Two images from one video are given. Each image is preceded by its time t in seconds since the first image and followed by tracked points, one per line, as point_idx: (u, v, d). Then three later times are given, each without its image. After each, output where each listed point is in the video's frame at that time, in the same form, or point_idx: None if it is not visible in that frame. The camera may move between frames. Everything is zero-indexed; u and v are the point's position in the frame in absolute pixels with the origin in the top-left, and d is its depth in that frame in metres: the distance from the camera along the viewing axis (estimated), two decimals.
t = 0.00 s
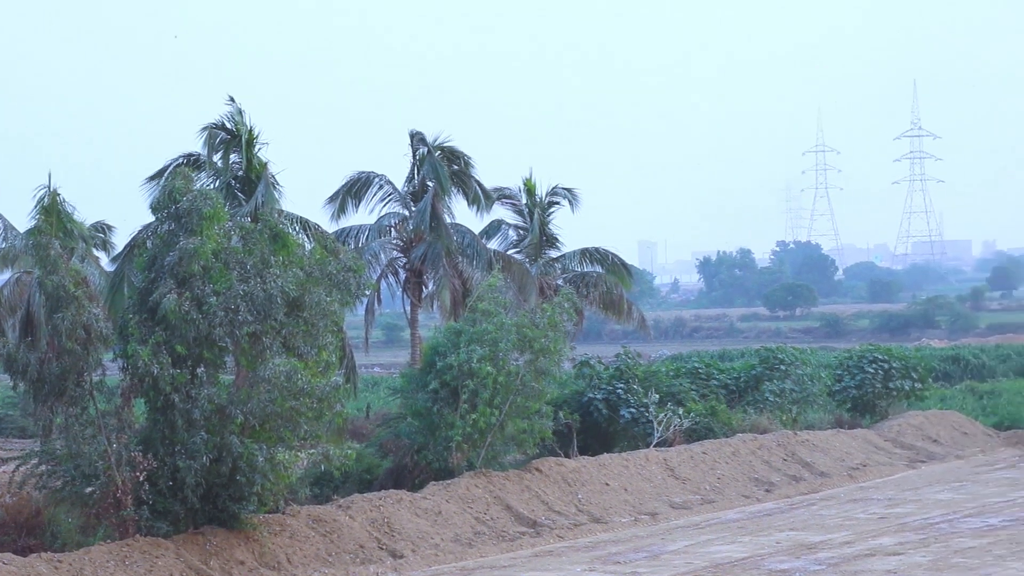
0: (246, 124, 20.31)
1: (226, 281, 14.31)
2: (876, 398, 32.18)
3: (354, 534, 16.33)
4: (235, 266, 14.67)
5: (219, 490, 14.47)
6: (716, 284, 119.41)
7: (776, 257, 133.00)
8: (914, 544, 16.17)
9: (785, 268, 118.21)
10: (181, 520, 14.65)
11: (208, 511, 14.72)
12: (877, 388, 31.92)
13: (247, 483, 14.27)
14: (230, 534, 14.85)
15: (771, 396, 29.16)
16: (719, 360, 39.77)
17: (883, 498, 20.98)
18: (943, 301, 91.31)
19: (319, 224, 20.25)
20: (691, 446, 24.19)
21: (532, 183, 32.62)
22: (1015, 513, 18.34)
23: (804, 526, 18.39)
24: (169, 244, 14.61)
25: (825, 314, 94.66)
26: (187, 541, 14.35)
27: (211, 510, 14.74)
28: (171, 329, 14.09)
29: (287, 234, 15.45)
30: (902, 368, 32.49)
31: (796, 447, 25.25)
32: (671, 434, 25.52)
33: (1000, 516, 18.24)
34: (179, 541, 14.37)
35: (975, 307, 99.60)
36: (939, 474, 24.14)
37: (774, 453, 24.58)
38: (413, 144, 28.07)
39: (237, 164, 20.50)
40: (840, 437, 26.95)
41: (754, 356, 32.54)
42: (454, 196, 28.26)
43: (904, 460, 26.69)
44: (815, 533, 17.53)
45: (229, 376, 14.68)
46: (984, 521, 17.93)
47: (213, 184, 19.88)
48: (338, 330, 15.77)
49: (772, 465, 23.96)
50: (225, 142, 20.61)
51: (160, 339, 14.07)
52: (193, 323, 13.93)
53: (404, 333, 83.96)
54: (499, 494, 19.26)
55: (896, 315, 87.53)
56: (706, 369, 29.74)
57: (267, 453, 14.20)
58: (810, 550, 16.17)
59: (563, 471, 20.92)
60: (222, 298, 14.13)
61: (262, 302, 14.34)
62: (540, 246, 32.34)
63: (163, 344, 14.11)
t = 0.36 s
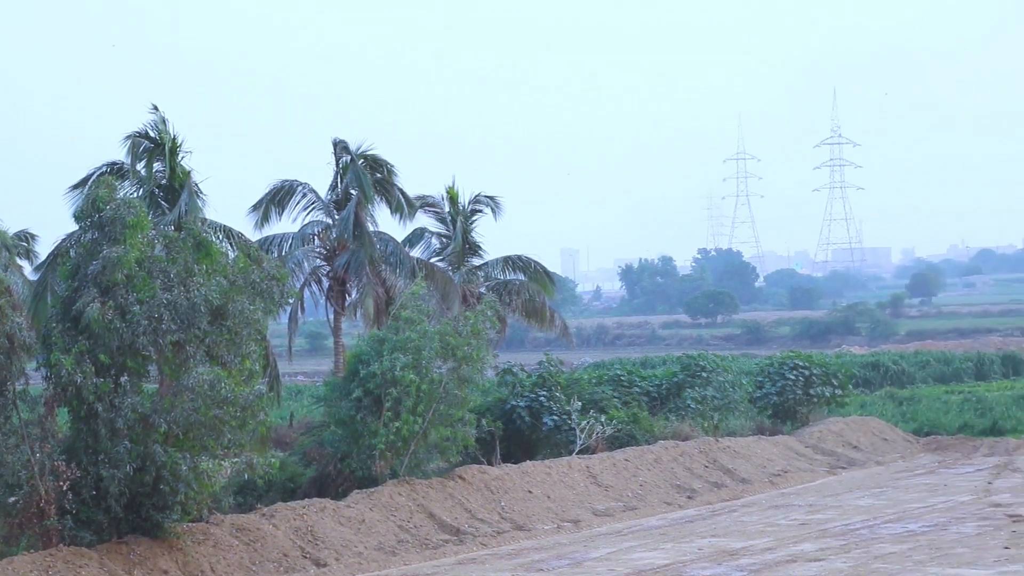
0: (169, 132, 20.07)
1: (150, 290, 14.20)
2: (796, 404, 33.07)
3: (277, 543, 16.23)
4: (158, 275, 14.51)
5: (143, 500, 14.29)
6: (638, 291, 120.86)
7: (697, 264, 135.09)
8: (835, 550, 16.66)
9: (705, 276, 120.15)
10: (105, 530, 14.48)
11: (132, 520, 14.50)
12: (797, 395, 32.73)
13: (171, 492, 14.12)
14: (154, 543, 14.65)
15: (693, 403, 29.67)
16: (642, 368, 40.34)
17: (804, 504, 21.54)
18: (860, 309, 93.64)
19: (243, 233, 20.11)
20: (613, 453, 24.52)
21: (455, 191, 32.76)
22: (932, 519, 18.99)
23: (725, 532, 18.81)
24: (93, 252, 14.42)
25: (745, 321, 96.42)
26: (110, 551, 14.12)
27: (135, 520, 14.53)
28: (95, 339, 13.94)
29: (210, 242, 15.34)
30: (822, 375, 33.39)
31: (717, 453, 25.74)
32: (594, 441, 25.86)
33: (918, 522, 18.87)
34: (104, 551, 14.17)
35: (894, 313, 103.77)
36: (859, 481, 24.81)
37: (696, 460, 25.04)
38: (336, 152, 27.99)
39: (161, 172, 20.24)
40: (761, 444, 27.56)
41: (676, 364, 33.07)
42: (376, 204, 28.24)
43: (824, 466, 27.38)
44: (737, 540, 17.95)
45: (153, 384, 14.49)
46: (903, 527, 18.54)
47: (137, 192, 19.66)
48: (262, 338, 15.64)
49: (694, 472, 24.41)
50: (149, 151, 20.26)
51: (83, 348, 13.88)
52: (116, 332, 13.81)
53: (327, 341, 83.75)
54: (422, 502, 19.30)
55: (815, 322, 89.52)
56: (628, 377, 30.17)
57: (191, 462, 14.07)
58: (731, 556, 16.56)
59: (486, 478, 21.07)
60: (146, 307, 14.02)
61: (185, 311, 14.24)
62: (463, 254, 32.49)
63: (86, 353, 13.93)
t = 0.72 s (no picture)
0: (89, 139, 19.75)
1: (70, 298, 13.99)
2: (719, 411, 33.64)
3: (199, 551, 16.11)
4: (78, 283, 14.33)
5: (63, 508, 14.18)
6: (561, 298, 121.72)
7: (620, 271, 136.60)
8: (758, 555, 17.10)
9: (628, 283, 121.48)
10: (24, 538, 14.23)
11: (52, 529, 14.40)
12: (720, 401, 33.37)
13: (92, 501, 14.04)
14: (74, 552, 14.56)
15: (615, 409, 30.13)
16: (566, 375, 40.70)
17: (727, 510, 22.03)
18: (783, 315, 95.30)
19: (164, 241, 19.90)
20: (537, 459, 24.76)
21: (377, 199, 32.77)
22: (855, 525, 19.59)
23: (648, 538, 19.17)
24: (11, 260, 14.08)
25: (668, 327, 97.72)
26: (30, 560, 13.95)
27: (54, 528, 14.44)
28: (14, 347, 13.50)
29: (130, 250, 15.17)
30: (744, 381, 34.07)
31: (640, 459, 26.17)
32: (516, 448, 26.17)
33: (840, 527, 19.45)
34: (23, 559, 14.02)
35: (818, 319, 106.43)
36: (780, 487, 25.43)
37: (619, 466, 25.43)
38: (257, 159, 27.82)
39: (81, 180, 19.92)
40: (684, 450, 28.06)
41: (598, 371, 33.41)
42: (298, 212, 28.13)
43: (747, 472, 28.02)
44: (661, 546, 18.31)
45: (73, 392, 14.36)
46: (825, 532, 19.09)
47: (56, 200, 19.37)
48: (183, 346, 15.54)
49: (617, 478, 24.81)
50: (68, 159, 19.88)
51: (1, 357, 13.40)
52: (36, 341, 13.51)
53: (249, 349, 82.69)
54: (345, 509, 19.27)
55: (736, 329, 91.10)
56: (551, 384, 30.51)
57: (112, 469, 14.06)
58: (655, 562, 16.92)
59: (409, 485, 21.13)
60: (66, 314, 13.79)
61: (106, 319, 14.07)
62: (385, 261, 32.49)
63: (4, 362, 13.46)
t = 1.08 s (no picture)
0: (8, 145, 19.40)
1: None
2: (644, 416, 34.16)
3: (122, 558, 16.07)
4: None
5: None
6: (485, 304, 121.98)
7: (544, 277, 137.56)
8: (683, 560, 17.51)
9: (553, 289, 122.30)
10: None
11: None
12: (644, 407, 33.89)
13: (12, 509, 13.83)
14: None
15: (539, 415, 30.45)
16: (490, 380, 40.97)
17: (653, 515, 22.46)
18: (706, 319, 96.57)
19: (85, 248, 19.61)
20: (461, 465, 24.91)
21: (299, 205, 32.61)
22: (780, 529, 20.16)
23: (573, 543, 19.48)
24: None
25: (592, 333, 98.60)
26: None
27: None
28: None
29: (50, 256, 15.04)
30: (669, 387, 34.60)
31: (565, 465, 26.50)
32: (441, 454, 26.34)
33: (765, 532, 19.99)
34: None
35: (742, 325, 108.97)
36: (705, 492, 25.97)
37: (543, 472, 25.72)
38: (177, 165, 27.49)
39: None
40: (609, 456, 28.48)
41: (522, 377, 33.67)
42: (219, 218, 27.89)
43: (672, 477, 28.54)
44: (586, 551, 18.63)
45: None
46: (750, 537, 19.61)
47: None
48: (103, 353, 15.40)
49: (541, 483, 25.12)
50: None
51: None
52: None
53: (171, 356, 81.22)
54: (268, 516, 19.18)
55: (661, 335, 92.32)
56: (474, 390, 30.74)
57: (33, 477, 13.82)
58: (581, 567, 17.24)
59: (333, 492, 21.08)
60: None
61: (26, 327, 13.90)
62: (308, 268, 32.36)
63: None
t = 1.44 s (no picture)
0: None
1: None
2: (569, 420, 34.60)
3: (44, 565, 16.01)
4: None
5: None
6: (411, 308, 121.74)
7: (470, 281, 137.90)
8: (607, 564, 17.92)
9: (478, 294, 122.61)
10: None
11: None
12: (569, 411, 34.35)
13: None
14: None
15: (463, 419, 30.67)
16: (414, 384, 41.12)
17: (578, 519, 22.85)
18: (631, 323, 97.65)
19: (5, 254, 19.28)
20: (386, 470, 25.02)
21: (223, 209, 32.38)
22: (704, 533, 20.72)
23: (498, 548, 19.77)
24: None
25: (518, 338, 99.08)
26: None
27: None
28: None
29: None
30: (593, 391, 35.17)
31: (490, 469, 26.78)
32: (365, 459, 26.35)
33: (690, 536, 20.51)
34: None
35: (666, 329, 110.36)
36: (630, 496, 26.48)
37: (468, 476, 25.98)
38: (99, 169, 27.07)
39: None
40: (535, 460, 28.85)
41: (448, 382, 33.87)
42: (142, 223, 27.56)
43: (597, 481, 29.02)
44: (510, 555, 18.92)
45: None
46: (675, 540, 20.09)
47: None
48: (25, 358, 15.24)
49: (466, 488, 25.37)
50: None
51: None
52: None
53: (93, 361, 79.57)
54: (192, 521, 19.09)
55: (586, 339, 93.20)
56: (399, 395, 30.88)
57: None
58: (507, 572, 17.54)
59: (257, 496, 20.98)
60: None
61: None
62: (231, 273, 32.17)
63: None
